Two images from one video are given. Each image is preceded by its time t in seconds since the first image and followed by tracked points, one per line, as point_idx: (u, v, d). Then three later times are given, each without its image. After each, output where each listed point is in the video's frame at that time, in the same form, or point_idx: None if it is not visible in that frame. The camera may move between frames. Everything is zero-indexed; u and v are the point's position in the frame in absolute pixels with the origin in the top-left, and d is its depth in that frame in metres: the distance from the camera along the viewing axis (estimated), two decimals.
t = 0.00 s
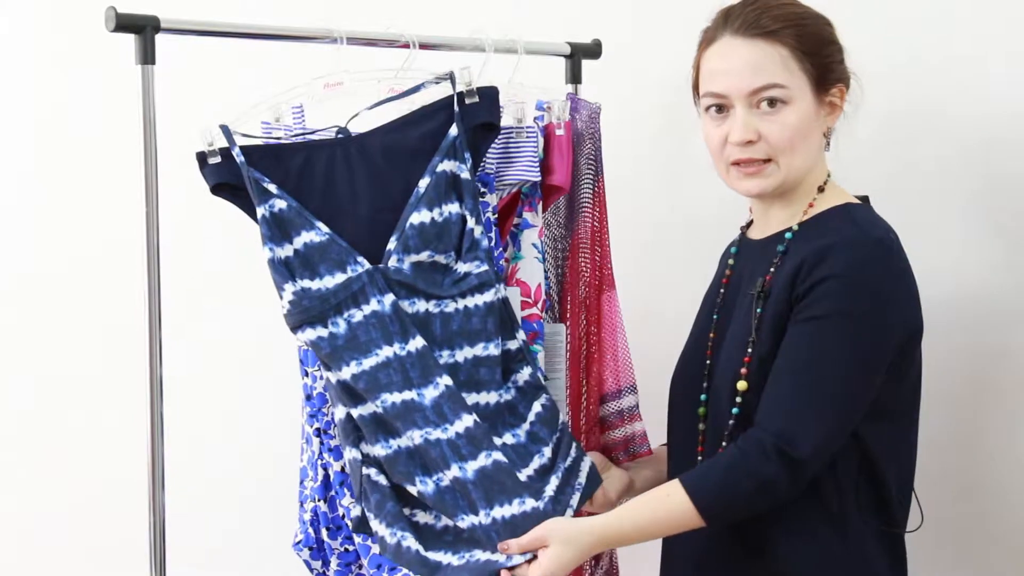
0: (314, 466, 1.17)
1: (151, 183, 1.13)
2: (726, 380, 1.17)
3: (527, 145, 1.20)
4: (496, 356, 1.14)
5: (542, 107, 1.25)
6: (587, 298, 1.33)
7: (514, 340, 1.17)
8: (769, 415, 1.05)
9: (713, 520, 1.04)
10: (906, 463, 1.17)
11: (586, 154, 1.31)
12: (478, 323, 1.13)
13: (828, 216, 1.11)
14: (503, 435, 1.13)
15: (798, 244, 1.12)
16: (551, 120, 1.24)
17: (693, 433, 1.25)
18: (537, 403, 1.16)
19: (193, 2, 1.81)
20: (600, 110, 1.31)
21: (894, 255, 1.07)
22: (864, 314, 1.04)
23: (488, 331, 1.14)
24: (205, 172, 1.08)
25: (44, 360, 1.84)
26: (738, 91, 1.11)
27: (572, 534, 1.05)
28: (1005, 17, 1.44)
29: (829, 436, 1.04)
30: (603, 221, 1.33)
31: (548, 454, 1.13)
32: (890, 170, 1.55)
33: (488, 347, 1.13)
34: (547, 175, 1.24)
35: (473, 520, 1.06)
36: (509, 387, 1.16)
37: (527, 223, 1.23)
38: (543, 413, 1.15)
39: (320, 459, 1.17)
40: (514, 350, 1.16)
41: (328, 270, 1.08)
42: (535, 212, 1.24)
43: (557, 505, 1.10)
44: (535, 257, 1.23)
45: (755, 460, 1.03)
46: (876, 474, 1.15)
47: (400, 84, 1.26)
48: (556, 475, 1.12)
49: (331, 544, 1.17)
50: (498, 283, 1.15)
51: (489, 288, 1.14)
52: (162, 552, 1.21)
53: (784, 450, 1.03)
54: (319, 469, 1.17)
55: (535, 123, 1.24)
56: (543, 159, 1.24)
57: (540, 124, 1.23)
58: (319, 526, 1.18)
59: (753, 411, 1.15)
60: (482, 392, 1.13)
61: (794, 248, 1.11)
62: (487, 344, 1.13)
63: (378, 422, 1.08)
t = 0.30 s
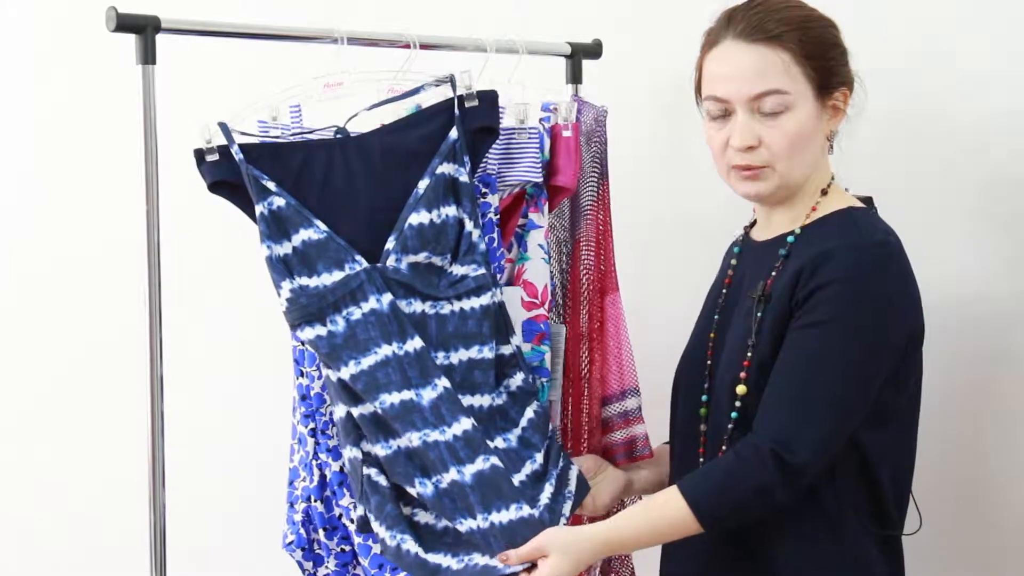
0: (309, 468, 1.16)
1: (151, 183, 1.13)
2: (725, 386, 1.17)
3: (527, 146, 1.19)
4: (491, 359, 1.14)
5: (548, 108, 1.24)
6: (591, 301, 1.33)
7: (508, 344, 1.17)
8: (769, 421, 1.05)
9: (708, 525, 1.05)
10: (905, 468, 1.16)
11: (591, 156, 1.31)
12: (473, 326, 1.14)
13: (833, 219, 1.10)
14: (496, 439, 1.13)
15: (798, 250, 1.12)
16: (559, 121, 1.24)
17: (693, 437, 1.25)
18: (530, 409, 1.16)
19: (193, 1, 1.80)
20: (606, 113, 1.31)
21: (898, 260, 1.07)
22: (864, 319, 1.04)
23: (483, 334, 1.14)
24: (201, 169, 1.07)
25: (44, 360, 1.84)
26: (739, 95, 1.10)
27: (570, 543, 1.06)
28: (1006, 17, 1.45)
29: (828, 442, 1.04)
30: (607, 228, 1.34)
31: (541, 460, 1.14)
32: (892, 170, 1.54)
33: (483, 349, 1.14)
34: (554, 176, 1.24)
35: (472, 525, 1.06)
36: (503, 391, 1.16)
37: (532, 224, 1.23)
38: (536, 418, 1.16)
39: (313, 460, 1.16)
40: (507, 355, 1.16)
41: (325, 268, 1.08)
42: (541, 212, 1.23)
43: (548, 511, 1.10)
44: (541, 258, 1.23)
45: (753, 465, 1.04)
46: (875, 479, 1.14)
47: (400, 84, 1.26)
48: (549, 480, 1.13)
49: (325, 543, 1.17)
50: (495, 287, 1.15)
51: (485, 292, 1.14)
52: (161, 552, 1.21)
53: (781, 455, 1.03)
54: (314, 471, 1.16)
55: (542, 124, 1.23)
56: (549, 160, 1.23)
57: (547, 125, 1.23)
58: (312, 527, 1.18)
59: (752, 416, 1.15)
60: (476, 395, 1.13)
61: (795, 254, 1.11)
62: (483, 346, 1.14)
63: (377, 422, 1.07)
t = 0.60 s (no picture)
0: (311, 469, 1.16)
1: (151, 183, 1.13)
2: (725, 393, 1.17)
3: (529, 145, 1.20)
4: (487, 361, 1.13)
5: (554, 108, 1.24)
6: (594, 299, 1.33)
7: (506, 345, 1.17)
8: (768, 429, 1.05)
9: (707, 532, 1.05)
10: (905, 470, 1.16)
11: (597, 156, 1.31)
12: (470, 327, 1.13)
13: (833, 226, 1.10)
14: (490, 441, 1.13)
15: (796, 258, 1.12)
16: (564, 121, 1.24)
17: (694, 435, 1.25)
18: (525, 410, 1.16)
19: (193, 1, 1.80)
20: (611, 113, 1.31)
21: (899, 267, 1.07)
22: (863, 328, 1.03)
23: (480, 336, 1.13)
24: (201, 168, 1.07)
25: (45, 361, 1.83)
26: (705, 100, 1.11)
27: (572, 550, 1.06)
28: (1006, 18, 1.45)
29: (827, 450, 1.04)
30: (611, 226, 1.34)
31: (533, 463, 1.14)
32: (892, 170, 1.55)
33: (480, 351, 1.13)
34: (559, 175, 1.24)
35: (465, 526, 1.06)
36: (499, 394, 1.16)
37: (539, 223, 1.24)
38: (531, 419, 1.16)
39: (316, 460, 1.16)
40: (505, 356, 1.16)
41: (323, 268, 1.08)
42: (547, 212, 1.24)
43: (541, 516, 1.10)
44: (547, 257, 1.24)
45: (752, 472, 1.04)
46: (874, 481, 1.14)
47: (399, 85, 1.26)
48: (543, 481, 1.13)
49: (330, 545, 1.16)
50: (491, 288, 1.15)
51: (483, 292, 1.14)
52: (161, 553, 1.21)
53: (780, 463, 1.03)
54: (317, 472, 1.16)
55: (547, 123, 1.24)
56: (555, 159, 1.24)
57: (553, 125, 1.23)
58: (315, 527, 1.17)
59: (752, 424, 1.16)
60: (474, 397, 1.13)
61: (796, 261, 1.11)
62: (479, 348, 1.13)
63: (373, 424, 1.07)
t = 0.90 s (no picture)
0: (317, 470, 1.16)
1: (151, 183, 1.13)
2: (719, 391, 1.18)
3: (529, 144, 1.21)
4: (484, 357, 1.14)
5: (559, 106, 1.25)
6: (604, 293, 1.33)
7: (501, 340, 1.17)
8: (754, 428, 1.04)
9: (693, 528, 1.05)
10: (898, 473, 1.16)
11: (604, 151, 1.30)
12: (467, 323, 1.14)
13: (831, 229, 1.10)
14: (478, 440, 1.13)
15: (794, 257, 1.11)
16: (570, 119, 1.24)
17: (694, 421, 1.25)
18: (514, 410, 1.16)
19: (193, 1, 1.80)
20: (617, 108, 1.30)
21: (897, 272, 1.07)
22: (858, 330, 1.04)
23: (477, 332, 1.14)
24: (203, 170, 1.07)
25: (45, 361, 1.84)
26: (701, 97, 1.13)
27: (557, 545, 1.04)
28: (1006, 19, 1.45)
29: (816, 450, 1.04)
30: (623, 219, 1.31)
31: (519, 466, 1.13)
32: (892, 169, 1.55)
33: (477, 347, 1.14)
34: (567, 173, 1.24)
35: (448, 522, 1.04)
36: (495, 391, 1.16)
37: (545, 222, 1.24)
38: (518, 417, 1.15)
39: (321, 462, 1.16)
40: (498, 351, 1.16)
41: (320, 267, 1.08)
42: (553, 210, 1.24)
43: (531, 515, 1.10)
44: (554, 254, 1.24)
45: (736, 470, 1.03)
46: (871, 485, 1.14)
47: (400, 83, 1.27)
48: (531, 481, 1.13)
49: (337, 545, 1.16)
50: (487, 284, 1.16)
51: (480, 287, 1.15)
52: (161, 553, 1.21)
53: (767, 462, 1.03)
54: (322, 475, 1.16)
55: (552, 121, 1.24)
56: (562, 157, 1.24)
57: (560, 122, 1.24)
58: (320, 529, 1.17)
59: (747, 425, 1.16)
60: (463, 394, 1.13)
61: (792, 260, 1.11)
62: (477, 344, 1.14)
63: (359, 422, 1.07)
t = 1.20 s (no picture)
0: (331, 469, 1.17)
1: (150, 182, 1.13)
2: (721, 390, 1.18)
3: (526, 144, 1.20)
4: (452, 374, 1.14)
5: (564, 106, 1.25)
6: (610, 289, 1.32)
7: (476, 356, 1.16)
8: (741, 424, 1.05)
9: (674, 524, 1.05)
10: (895, 475, 1.17)
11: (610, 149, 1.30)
12: (438, 339, 1.14)
13: (828, 233, 1.10)
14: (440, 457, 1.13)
15: (794, 259, 1.12)
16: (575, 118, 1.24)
17: (695, 422, 1.25)
18: (479, 427, 1.16)
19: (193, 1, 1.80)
20: (622, 106, 1.30)
21: (898, 274, 1.07)
22: (856, 334, 1.04)
23: (446, 349, 1.14)
24: (189, 156, 1.07)
25: (45, 361, 1.83)
26: (704, 107, 1.13)
27: (538, 534, 1.06)
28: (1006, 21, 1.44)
29: (807, 449, 1.04)
30: (628, 217, 1.31)
31: (479, 483, 1.14)
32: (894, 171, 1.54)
33: (445, 364, 1.14)
34: (572, 172, 1.24)
35: (416, 510, 1.07)
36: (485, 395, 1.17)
37: (549, 221, 1.24)
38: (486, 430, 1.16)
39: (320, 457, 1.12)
40: (471, 369, 1.16)
41: (298, 269, 1.09)
42: (557, 209, 1.25)
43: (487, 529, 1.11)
44: (560, 254, 1.24)
45: (723, 466, 1.04)
46: (868, 487, 1.15)
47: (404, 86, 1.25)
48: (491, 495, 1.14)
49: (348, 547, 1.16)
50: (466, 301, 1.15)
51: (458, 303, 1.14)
52: (160, 553, 1.21)
53: (752, 460, 1.03)
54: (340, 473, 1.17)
55: (557, 121, 1.24)
56: (566, 157, 1.24)
57: (565, 123, 1.24)
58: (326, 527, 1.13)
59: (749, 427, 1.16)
60: (427, 408, 1.14)
61: (791, 263, 1.11)
62: (445, 361, 1.14)
63: (326, 417, 1.08)
